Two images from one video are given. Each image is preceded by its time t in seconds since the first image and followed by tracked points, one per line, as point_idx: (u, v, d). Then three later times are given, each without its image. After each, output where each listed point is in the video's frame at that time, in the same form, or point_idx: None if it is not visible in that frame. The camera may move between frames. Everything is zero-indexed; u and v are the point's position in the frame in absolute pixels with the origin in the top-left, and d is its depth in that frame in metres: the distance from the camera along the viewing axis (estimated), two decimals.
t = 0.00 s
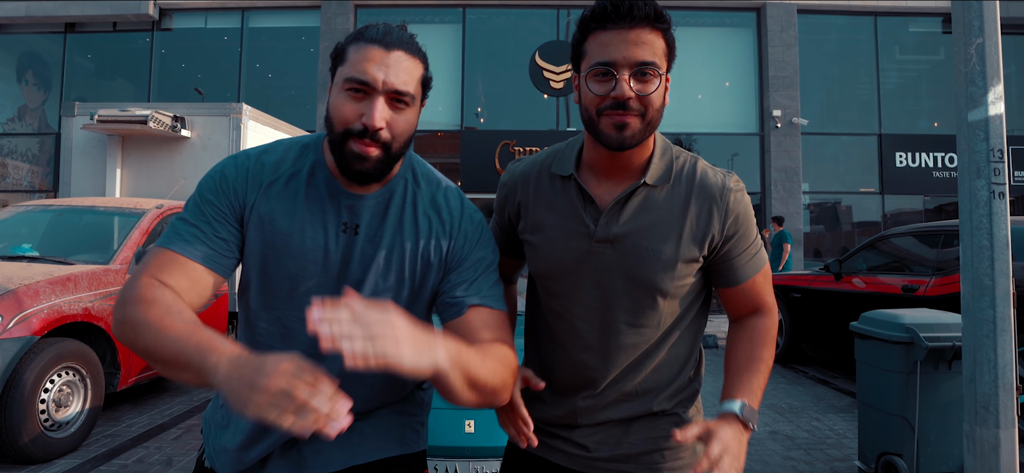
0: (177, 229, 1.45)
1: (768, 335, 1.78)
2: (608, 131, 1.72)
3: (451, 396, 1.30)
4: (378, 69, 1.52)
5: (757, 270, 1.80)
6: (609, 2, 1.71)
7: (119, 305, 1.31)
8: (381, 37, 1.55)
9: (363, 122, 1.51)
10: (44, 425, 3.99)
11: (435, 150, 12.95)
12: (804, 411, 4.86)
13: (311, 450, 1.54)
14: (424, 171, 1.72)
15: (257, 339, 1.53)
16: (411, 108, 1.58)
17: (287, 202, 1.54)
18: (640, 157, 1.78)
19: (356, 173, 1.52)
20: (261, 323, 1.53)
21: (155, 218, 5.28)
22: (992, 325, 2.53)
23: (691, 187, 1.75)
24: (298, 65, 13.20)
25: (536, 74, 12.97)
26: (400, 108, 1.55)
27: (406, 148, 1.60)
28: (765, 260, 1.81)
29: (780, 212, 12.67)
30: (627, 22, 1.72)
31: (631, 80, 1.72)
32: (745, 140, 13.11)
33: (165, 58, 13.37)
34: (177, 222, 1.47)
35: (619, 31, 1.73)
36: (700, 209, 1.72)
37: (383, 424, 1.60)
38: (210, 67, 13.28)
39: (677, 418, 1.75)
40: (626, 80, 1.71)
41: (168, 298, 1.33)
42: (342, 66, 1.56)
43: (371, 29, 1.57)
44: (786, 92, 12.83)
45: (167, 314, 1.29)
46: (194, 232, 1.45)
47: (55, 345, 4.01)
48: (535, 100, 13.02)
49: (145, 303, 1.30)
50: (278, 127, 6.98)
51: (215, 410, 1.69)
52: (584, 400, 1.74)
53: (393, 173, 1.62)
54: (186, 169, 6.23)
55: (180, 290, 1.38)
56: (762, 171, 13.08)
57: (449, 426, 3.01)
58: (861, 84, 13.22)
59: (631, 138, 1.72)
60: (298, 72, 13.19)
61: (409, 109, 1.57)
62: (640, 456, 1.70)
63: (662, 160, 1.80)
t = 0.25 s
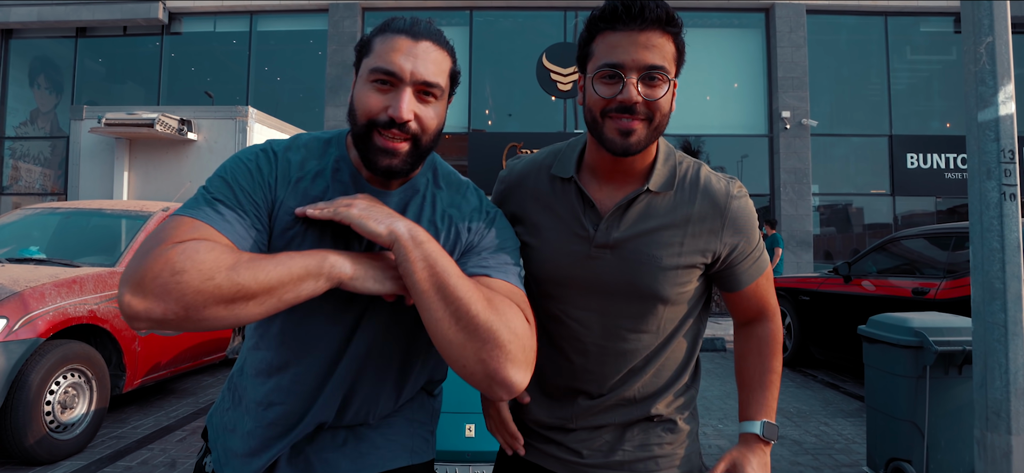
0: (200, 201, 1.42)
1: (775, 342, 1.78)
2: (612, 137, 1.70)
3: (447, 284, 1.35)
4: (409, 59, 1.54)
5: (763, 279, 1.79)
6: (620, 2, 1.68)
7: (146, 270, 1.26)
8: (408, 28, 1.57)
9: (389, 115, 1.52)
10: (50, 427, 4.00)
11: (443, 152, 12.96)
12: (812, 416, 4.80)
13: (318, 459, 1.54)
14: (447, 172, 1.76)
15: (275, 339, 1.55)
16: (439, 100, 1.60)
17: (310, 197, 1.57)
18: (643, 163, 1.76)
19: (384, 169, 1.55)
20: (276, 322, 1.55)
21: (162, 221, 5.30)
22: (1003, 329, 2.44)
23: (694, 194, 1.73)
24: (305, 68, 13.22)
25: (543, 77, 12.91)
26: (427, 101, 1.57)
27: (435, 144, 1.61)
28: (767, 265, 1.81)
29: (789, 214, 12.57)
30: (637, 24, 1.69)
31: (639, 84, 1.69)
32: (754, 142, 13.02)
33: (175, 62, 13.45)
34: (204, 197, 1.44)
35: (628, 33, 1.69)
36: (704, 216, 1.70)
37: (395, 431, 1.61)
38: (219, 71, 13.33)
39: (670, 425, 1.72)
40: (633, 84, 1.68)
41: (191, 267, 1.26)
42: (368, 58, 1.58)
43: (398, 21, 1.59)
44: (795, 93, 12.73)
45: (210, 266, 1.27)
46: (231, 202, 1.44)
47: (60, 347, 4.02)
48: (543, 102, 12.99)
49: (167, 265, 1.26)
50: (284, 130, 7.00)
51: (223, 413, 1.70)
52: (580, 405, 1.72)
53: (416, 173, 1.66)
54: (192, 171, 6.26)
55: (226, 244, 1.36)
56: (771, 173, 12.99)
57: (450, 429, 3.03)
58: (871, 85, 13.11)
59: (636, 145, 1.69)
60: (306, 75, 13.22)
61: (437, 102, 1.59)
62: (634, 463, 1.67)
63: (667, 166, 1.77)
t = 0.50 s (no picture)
0: (206, 209, 1.40)
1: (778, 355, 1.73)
2: (611, 139, 1.67)
3: (455, 318, 1.32)
4: (414, 60, 1.52)
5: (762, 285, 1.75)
6: (620, 1, 1.65)
7: (153, 282, 1.21)
8: (418, 29, 1.55)
9: (398, 118, 1.49)
10: (56, 428, 4.00)
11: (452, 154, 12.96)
12: (822, 420, 4.74)
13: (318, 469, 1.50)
14: (456, 181, 1.71)
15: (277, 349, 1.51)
16: (450, 102, 1.57)
17: (318, 208, 1.52)
18: (642, 164, 1.73)
19: (389, 175, 1.51)
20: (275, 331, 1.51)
21: (169, 223, 5.31)
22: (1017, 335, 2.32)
23: (693, 194, 1.70)
24: (314, 71, 13.26)
25: (550, 78, 12.84)
26: (438, 103, 1.54)
27: (442, 149, 1.57)
28: (770, 269, 1.77)
29: (799, 215, 12.48)
30: (637, 23, 1.66)
31: (639, 85, 1.66)
32: (764, 143, 12.93)
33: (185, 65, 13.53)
34: (208, 205, 1.41)
35: (628, 32, 1.66)
36: (704, 217, 1.67)
37: (397, 439, 1.58)
38: (229, 73, 13.39)
39: (672, 432, 1.69)
40: (633, 85, 1.65)
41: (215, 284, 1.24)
42: (376, 58, 1.56)
43: (407, 22, 1.57)
44: (805, 93, 12.64)
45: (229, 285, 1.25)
46: (235, 211, 1.40)
47: (66, 349, 4.02)
48: (551, 104, 12.96)
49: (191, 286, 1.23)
50: (290, 132, 7.00)
51: (221, 422, 1.64)
52: (579, 412, 1.68)
53: (425, 181, 1.61)
54: (199, 174, 6.27)
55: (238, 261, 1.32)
56: (781, 174, 12.89)
57: (450, 432, 3.00)
58: (883, 85, 12.98)
59: (636, 148, 1.66)
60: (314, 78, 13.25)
61: (448, 103, 1.56)
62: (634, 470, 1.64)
63: (665, 166, 1.74)
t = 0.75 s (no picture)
0: (178, 226, 1.37)
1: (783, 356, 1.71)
2: (609, 132, 1.65)
3: (517, 399, 1.31)
4: (415, 72, 1.49)
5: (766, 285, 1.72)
6: None
7: (101, 279, 1.23)
8: (417, 38, 1.52)
9: (396, 132, 1.47)
10: (63, 429, 4.00)
11: (461, 156, 12.95)
12: (833, 424, 4.67)
13: None
14: (460, 199, 1.69)
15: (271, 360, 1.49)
16: (451, 114, 1.55)
17: (312, 225, 1.50)
18: (639, 160, 1.72)
19: (390, 191, 1.47)
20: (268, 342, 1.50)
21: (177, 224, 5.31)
22: None
23: (693, 188, 1.70)
24: (323, 73, 13.30)
25: (559, 79, 12.76)
26: (437, 116, 1.52)
27: (442, 164, 1.55)
28: (777, 267, 1.74)
29: (810, 217, 12.36)
30: (638, 16, 1.64)
31: (639, 78, 1.64)
32: (775, 144, 12.82)
33: (195, 68, 13.61)
34: (178, 216, 1.40)
35: (628, 24, 1.65)
36: (703, 212, 1.66)
37: (391, 448, 1.58)
38: (239, 76, 13.45)
39: (678, 439, 1.69)
40: (632, 77, 1.63)
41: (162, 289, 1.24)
42: (373, 71, 1.53)
43: (407, 31, 1.54)
44: (817, 94, 12.53)
45: (170, 292, 1.21)
46: (206, 230, 1.38)
47: (73, 350, 4.02)
48: (560, 105, 12.91)
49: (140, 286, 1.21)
50: (298, 134, 7.01)
51: (216, 430, 1.65)
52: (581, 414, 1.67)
53: (427, 197, 1.59)
54: (207, 176, 6.29)
55: (186, 277, 1.30)
56: (792, 176, 12.78)
57: (454, 434, 2.97)
58: (895, 85, 12.84)
59: (634, 141, 1.64)
60: (324, 80, 13.28)
61: (449, 116, 1.54)
62: None
63: (664, 160, 1.73)
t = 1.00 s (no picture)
0: (168, 249, 1.41)
1: (786, 352, 1.65)
2: (609, 112, 1.72)
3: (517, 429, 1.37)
4: (404, 85, 1.55)
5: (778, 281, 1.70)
6: None
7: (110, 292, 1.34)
8: (404, 52, 1.58)
9: (385, 147, 1.53)
10: (70, 431, 4.01)
11: (471, 158, 12.93)
12: (846, 429, 4.60)
13: None
14: (453, 211, 1.76)
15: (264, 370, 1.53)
16: (440, 127, 1.61)
17: (300, 240, 1.56)
18: (643, 147, 1.79)
19: (381, 205, 1.54)
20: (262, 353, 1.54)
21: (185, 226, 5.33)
22: None
23: (693, 179, 1.76)
24: (334, 76, 13.35)
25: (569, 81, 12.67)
26: (427, 130, 1.58)
27: (434, 178, 1.61)
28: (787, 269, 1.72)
29: (823, 219, 12.24)
30: (631, 2, 1.73)
31: (636, 57, 1.71)
32: (787, 146, 12.70)
33: (207, 70, 13.70)
34: (172, 241, 1.44)
35: (624, 10, 1.74)
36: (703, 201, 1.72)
37: (388, 458, 1.64)
38: (250, 78, 13.50)
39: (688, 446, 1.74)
40: (630, 56, 1.70)
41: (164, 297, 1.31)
42: (361, 86, 1.58)
43: (394, 44, 1.59)
44: (829, 95, 12.41)
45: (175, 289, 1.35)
46: (198, 252, 1.43)
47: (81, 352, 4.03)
48: (570, 107, 12.86)
49: (139, 296, 1.29)
50: (307, 136, 7.02)
51: (211, 441, 1.68)
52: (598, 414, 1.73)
53: (417, 212, 1.66)
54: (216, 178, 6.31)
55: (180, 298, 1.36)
56: (805, 178, 12.65)
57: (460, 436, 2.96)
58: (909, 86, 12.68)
59: (634, 119, 1.71)
60: (334, 82, 13.32)
61: (438, 130, 1.60)
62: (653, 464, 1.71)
63: (664, 151, 1.81)
